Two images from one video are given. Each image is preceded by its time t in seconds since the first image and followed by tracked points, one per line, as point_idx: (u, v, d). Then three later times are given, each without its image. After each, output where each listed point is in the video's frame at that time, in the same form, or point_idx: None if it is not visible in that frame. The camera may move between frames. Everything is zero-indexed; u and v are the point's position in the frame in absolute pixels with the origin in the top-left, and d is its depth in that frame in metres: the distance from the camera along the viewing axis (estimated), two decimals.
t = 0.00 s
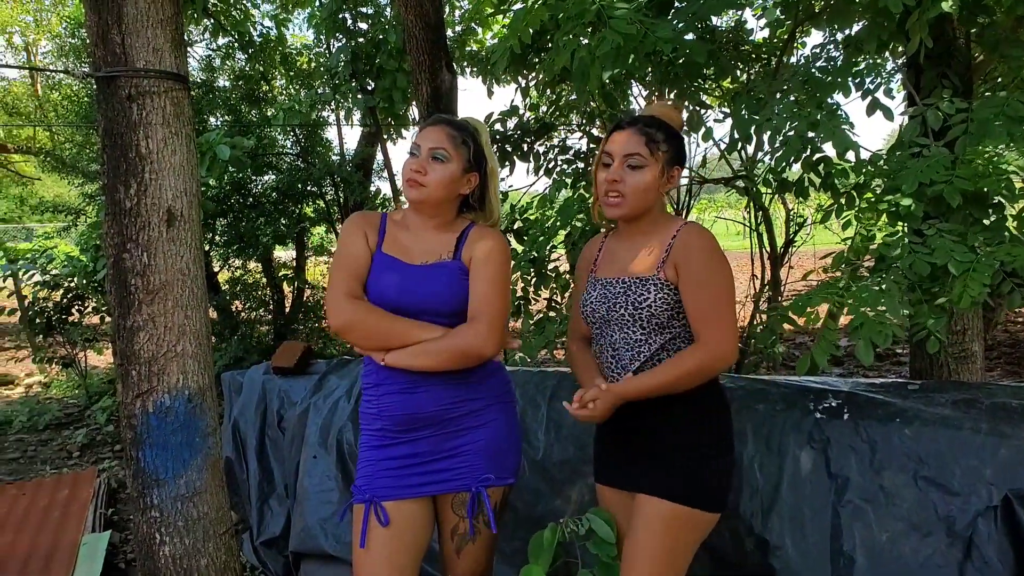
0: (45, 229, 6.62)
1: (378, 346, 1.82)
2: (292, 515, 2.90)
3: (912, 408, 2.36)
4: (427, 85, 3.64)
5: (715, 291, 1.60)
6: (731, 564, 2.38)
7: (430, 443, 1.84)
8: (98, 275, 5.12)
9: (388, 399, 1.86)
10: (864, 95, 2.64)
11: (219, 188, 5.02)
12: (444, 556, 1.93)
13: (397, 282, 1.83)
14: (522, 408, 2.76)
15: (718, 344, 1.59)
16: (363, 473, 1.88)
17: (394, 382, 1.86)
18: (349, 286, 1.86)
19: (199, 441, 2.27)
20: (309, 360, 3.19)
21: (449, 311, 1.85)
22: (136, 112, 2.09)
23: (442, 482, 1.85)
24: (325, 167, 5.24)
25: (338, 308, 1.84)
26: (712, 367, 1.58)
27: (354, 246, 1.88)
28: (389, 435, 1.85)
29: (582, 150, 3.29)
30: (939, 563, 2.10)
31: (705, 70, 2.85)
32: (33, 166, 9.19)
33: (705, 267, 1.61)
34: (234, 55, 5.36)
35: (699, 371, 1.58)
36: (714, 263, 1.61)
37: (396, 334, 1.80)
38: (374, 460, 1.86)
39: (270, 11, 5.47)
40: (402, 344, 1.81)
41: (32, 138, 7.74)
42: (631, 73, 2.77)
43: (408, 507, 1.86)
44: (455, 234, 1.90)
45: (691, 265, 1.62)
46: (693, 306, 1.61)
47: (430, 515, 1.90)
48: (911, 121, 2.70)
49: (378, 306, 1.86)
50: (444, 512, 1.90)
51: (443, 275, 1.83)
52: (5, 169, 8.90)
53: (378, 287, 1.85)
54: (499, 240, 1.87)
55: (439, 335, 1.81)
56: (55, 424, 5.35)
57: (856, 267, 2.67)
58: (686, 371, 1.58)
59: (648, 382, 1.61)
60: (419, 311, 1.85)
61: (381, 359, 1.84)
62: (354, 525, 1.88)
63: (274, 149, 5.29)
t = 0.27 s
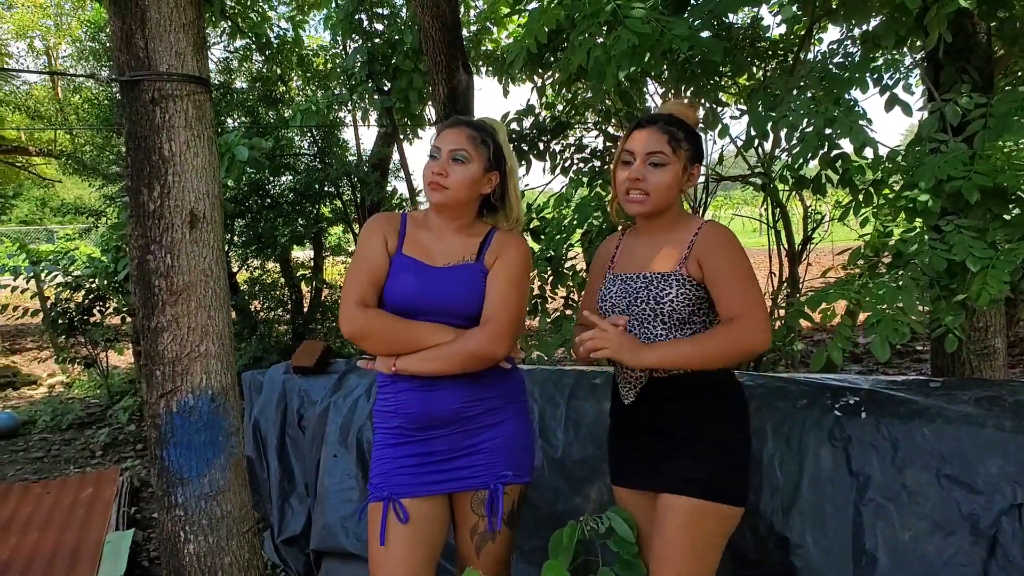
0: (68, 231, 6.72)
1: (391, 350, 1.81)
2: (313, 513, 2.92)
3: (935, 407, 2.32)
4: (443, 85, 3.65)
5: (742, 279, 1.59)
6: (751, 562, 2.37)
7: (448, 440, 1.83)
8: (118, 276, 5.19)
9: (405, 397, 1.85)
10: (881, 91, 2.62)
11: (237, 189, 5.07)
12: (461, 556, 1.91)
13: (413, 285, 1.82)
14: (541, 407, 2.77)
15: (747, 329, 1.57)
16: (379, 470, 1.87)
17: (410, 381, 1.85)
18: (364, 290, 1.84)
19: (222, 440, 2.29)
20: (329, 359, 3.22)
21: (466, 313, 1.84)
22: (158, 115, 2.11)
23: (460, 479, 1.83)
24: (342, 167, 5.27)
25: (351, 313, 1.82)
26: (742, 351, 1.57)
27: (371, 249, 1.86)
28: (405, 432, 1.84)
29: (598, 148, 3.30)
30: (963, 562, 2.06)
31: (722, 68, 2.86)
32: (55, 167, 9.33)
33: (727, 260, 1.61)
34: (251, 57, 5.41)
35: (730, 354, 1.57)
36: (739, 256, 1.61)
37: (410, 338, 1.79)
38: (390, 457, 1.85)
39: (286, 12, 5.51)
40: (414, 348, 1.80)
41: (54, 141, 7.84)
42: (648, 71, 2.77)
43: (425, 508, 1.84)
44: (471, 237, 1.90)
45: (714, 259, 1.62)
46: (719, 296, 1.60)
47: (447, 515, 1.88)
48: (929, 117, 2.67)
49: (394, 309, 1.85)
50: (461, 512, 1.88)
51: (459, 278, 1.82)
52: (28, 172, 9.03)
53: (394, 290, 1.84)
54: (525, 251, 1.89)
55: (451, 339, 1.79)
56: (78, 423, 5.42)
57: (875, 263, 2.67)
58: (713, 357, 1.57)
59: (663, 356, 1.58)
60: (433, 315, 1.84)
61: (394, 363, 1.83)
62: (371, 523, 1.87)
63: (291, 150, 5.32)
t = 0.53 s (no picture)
0: (76, 232, 6.75)
1: (397, 352, 1.79)
2: (320, 514, 2.93)
3: (942, 404, 2.24)
4: (450, 85, 3.67)
5: (749, 279, 1.60)
6: (759, 561, 2.34)
7: (449, 440, 1.81)
8: (125, 277, 5.20)
9: (406, 397, 1.82)
10: (887, 89, 2.62)
11: (244, 190, 5.08)
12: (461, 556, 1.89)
13: (411, 284, 1.81)
14: (548, 406, 2.77)
15: (756, 328, 1.57)
16: (377, 470, 1.83)
17: (412, 382, 1.82)
18: (363, 293, 1.83)
19: (230, 439, 2.29)
20: (336, 359, 3.23)
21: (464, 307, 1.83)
22: (166, 116, 2.11)
23: (461, 479, 1.81)
24: (348, 168, 5.28)
25: (353, 317, 1.81)
26: (749, 351, 1.57)
27: (363, 252, 1.85)
28: (406, 433, 1.81)
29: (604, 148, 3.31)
30: (971, 560, 1.97)
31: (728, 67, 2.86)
32: (64, 169, 9.39)
33: (734, 259, 1.61)
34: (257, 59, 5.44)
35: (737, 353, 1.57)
36: (748, 258, 1.61)
37: (417, 340, 1.78)
38: (389, 457, 1.82)
39: (292, 13, 5.53)
40: (422, 349, 1.78)
41: (62, 143, 7.88)
42: (654, 70, 2.78)
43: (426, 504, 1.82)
44: (465, 233, 1.89)
45: (724, 259, 1.62)
46: (728, 295, 1.61)
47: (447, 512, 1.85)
48: (936, 115, 2.66)
49: (393, 310, 1.83)
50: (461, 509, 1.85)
51: (460, 275, 1.82)
52: (37, 174, 9.08)
53: (392, 290, 1.83)
54: (515, 243, 1.89)
55: (459, 338, 1.79)
56: (86, 424, 5.43)
57: (882, 260, 2.66)
58: (719, 357, 1.57)
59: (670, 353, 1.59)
60: (435, 314, 1.82)
61: (401, 366, 1.80)
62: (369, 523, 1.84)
63: (297, 151, 5.35)
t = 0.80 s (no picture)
0: (75, 230, 6.74)
1: (372, 350, 1.75)
2: (319, 513, 2.92)
3: (942, 405, 2.22)
4: (451, 84, 3.67)
5: (743, 280, 1.53)
6: (758, 561, 2.33)
7: (425, 445, 1.78)
8: (124, 275, 5.19)
9: (380, 401, 1.77)
10: (887, 90, 2.61)
11: (244, 189, 5.08)
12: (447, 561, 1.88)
13: (381, 279, 1.76)
14: (548, 406, 2.77)
15: (749, 332, 1.49)
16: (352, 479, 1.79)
17: (386, 384, 1.77)
18: (332, 290, 1.77)
19: (229, 438, 2.28)
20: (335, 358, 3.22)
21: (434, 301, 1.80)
22: (165, 114, 2.10)
23: (439, 485, 1.79)
24: (348, 167, 5.28)
25: (323, 315, 1.75)
26: (743, 357, 1.49)
27: (328, 248, 1.79)
28: (380, 438, 1.77)
29: (604, 147, 3.32)
30: (970, 561, 1.98)
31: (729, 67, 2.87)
32: (63, 167, 9.40)
33: (726, 259, 1.54)
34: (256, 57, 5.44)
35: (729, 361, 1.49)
36: (739, 259, 1.54)
37: (392, 336, 1.74)
38: (363, 466, 1.77)
39: (292, 12, 5.53)
40: (399, 345, 1.74)
41: (62, 141, 7.87)
42: (655, 70, 2.77)
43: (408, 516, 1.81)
44: (433, 226, 1.86)
45: (715, 261, 1.54)
46: (718, 298, 1.53)
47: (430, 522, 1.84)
48: (936, 116, 2.66)
49: (364, 307, 1.78)
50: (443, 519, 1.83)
51: (432, 268, 1.79)
52: (35, 172, 9.06)
53: (360, 286, 1.77)
54: (479, 231, 1.87)
55: (435, 333, 1.77)
56: (84, 423, 5.41)
57: (882, 262, 2.65)
58: (709, 369, 1.49)
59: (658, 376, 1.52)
60: (407, 309, 1.79)
61: (377, 364, 1.75)
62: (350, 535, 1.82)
63: (297, 149, 5.37)
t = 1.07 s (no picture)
0: (76, 232, 6.74)
1: (340, 352, 1.75)
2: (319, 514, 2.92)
3: (940, 404, 2.23)
4: (451, 85, 3.67)
5: (726, 278, 1.51)
6: (759, 560, 2.33)
7: (394, 446, 1.79)
8: (124, 277, 5.19)
9: (349, 400, 1.77)
10: (887, 90, 2.61)
11: (243, 189, 5.08)
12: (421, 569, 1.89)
13: (345, 280, 1.76)
14: (548, 406, 2.77)
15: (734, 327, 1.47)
16: (322, 477, 1.81)
17: (354, 385, 1.77)
18: (297, 295, 1.78)
19: (230, 440, 2.28)
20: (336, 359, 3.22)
21: (401, 301, 1.80)
22: (166, 116, 2.10)
23: (408, 486, 1.80)
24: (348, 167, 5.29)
25: (289, 321, 1.77)
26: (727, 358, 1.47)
27: (293, 253, 1.80)
28: (348, 438, 1.78)
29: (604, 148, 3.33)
30: (970, 559, 1.98)
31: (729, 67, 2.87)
32: (63, 169, 9.41)
33: (712, 259, 1.52)
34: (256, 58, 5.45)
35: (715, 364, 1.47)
36: (722, 256, 1.53)
37: (360, 337, 1.74)
38: (331, 465, 1.79)
39: (292, 12, 5.53)
40: (368, 347, 1.74)
41: (61, 143, 7.87)
42: (655, 70, 2.78)
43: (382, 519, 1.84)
44: (398, 224, 1.86)
45: (701, 260, 1.53)
46: (701, 294, 1.51)
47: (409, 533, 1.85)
48: (935, 116, 2.66)
49: (330, 311, 1.79)
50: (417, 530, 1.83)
51: (401, 269, 1.79)
52: (34, 173, 9.06)
53: (325, 289, 1.78)
54: (448, 227, 1.88)
55: (406, 332, 1.76)
56: (84, 424, 5.41)
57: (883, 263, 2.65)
58: (694, 373, 1.47)
59: (654, 393, 1.50)
60: (374, 309, 1.79)
61: (344, 367, 1.76)
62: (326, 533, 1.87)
63: (297, 150, 5.37)
